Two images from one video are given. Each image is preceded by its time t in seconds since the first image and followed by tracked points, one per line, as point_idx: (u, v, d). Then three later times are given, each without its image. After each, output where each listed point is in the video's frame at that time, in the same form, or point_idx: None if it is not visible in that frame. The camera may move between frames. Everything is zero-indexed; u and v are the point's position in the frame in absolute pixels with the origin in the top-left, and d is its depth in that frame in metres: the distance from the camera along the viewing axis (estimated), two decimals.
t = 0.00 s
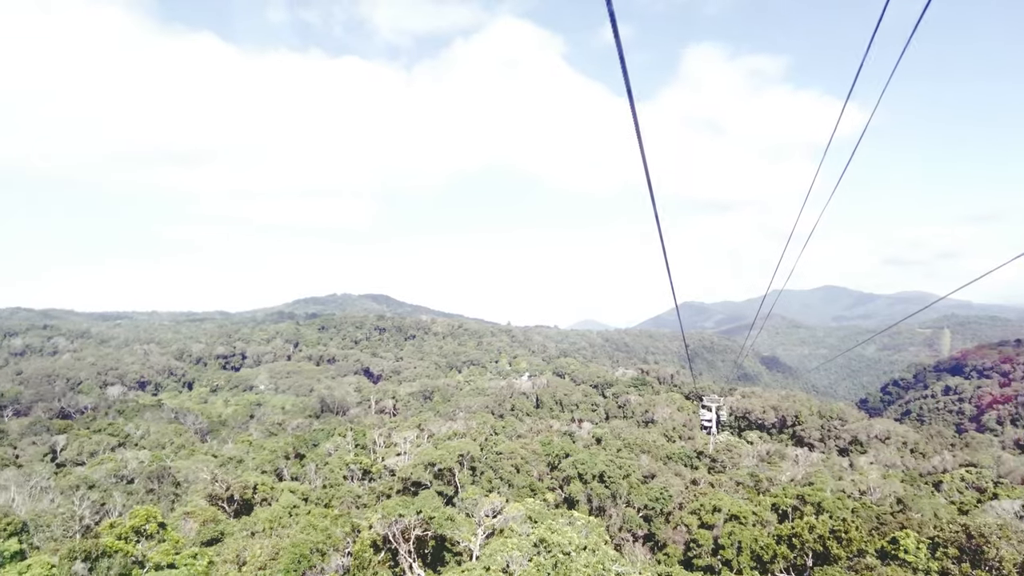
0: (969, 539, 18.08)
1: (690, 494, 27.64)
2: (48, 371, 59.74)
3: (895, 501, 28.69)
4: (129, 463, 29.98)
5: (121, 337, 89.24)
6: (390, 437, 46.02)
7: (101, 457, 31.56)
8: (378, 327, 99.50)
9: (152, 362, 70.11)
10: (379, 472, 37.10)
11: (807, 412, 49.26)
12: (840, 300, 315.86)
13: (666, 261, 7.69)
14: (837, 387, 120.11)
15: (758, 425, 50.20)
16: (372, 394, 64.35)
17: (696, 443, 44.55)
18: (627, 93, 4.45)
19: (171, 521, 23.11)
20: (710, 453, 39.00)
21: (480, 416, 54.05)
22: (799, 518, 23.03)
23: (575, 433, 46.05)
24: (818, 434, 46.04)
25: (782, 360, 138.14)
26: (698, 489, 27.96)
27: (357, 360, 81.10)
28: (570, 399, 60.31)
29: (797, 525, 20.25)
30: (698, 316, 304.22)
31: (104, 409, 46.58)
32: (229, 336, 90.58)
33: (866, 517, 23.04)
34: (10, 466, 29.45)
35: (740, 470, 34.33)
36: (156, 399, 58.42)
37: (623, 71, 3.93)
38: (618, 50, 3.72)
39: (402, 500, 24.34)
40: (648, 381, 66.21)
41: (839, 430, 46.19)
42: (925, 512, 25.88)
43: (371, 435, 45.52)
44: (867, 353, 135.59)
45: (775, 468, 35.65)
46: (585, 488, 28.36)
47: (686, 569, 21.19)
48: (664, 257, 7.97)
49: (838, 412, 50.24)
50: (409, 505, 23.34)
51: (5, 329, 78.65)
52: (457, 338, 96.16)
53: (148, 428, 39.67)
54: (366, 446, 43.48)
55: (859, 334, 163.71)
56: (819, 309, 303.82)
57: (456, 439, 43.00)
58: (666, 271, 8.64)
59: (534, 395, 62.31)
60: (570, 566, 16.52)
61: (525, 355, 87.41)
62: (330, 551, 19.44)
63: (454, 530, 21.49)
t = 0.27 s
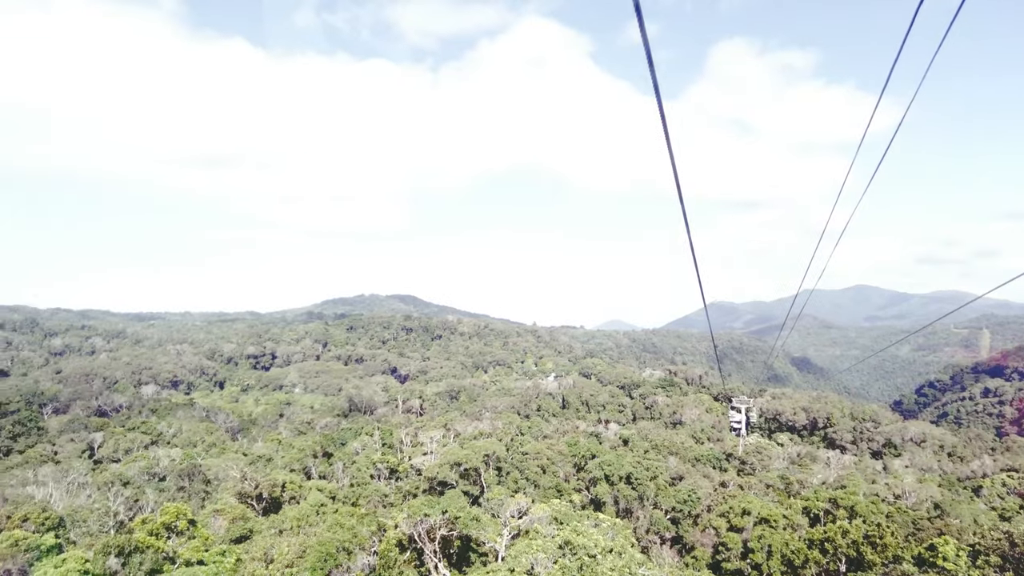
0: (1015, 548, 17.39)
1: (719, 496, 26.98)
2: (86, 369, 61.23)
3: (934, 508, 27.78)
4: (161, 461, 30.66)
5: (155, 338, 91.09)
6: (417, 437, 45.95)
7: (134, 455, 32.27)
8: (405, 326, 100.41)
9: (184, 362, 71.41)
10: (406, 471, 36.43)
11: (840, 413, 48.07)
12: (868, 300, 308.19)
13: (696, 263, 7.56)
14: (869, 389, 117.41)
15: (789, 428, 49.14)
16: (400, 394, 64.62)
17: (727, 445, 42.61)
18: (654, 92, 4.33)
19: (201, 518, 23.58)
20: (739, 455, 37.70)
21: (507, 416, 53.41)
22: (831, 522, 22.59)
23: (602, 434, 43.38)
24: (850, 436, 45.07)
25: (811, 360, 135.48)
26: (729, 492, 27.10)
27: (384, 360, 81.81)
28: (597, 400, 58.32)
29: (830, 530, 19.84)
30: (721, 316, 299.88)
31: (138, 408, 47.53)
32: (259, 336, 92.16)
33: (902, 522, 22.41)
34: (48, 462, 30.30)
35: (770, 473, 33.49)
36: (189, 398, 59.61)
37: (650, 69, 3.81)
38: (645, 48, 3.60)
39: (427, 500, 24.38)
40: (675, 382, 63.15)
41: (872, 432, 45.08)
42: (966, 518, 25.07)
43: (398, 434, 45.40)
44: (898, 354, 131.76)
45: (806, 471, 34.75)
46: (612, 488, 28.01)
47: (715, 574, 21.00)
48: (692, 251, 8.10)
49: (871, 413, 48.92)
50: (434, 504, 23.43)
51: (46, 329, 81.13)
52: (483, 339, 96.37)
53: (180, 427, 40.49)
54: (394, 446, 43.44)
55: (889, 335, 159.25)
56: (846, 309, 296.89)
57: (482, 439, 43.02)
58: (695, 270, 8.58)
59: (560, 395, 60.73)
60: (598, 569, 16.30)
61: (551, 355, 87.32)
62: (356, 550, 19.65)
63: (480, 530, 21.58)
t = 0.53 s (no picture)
0: None
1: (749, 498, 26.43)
2: (122, 369, 62.76)
3: (974, 514, 26.85)
4: (193, 459, 31.33)
5: (189, 338, 93.19)
6: (443, 437, 44.97)
7: (167, 453, 32.98)
8: (431, 327, 101.22)
9: (216, 362, 72.80)
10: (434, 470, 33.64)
11: (873, 415, 46.89)
12: (897, 300, 299.81)
13: (727, 260, 7.63)
14: (902, 391, 114.26)
15: (820, 430, 48.47)
16: (427, 394, 64.46)
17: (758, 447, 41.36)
18: (682, 89, 4.46)
19: (230, 516, 24.03)
20: (769, 457, 36.87)
21: (534, 416, 51.20)
22: (865, 527, 22.04)
23: (630, 436, 42.02)
24: (884, 438, 43.90)
25: (842, 360, 132.45)
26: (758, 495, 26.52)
27: (411, 360, 82.34)
28: (625, 400, 56.49)
29: (864, 535, 19.30)
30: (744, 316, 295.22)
31: (171, 407, 48.46)
32: (289, 336, 93.95)
33: (941, 528, 21.73)
34: (85, 459, 31.09)
35: (802, 475, 32.65)
36: (220, 397, 60.89)
37: (678, 65, 3.93)
38: (673, 45, 3.74)
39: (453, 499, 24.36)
40: (704, 383, 60.91)
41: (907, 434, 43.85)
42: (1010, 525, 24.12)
43: (424, 433, 44.38)
44: (934, 355, 128.01)
45: (839, 474, 33.75)
46: (639, 490, 27.60)
47: None
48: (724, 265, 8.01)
49: (907, 416, 47.48)
50: (459, 504, 23.40)
51: (86, 330, 83.78)
52: (509, 339, 96.59)
53: (211, 426, 41.29)
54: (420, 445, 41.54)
55: (924, 335, 154.42)
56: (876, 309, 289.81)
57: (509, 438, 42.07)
58: (725, 269, 8.68)
59: (587, 396, 58.76)
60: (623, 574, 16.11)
61: (577, 355, 87.07)
62: (382, 550, 19.76)
63: (505, 531, 21.55)
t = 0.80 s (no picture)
0: None
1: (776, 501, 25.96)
2: (152, 368, 64.01)
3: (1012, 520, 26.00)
4: (220, 457, 31.93)
5: (217, 338, 94.75)
6: (466, 437, 43.92)
7: (195, 451, 33.63)
8: (454, 327, 101.62)
9: (243, 362, 73.92)
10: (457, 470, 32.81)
11: (904, 416, 45.79)
12: (925, 300, 292.48)
13: (750, 248, 7.56)
14: (934, 392, 111.35)
15: (849, 431, 47.69)
16: (450, 394, 63.77)
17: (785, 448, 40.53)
18: (703, 69, 4.52)
19: (255, 514, 24.35)
20: (796, 458, 36.19)
21: (558, 416, 49.67)
22: (896, 531, 21.54)
23: (654, 437, 41.67)
24: (915, 440, 42.85)
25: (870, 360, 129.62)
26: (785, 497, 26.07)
27: (435, 360, 82.57)
28: (649, 401, 55.83)
29: (896, 540, 18.84)
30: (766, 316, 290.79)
31: (199, 405, 49.22)
32: (315, 336, 95.12)
33: (976, 533, 21.11)
34: (116, 456, 31.78)
35: (830, 477, 31.97)
36: (248, 396, 61.90)
37: (700, 47, 3.98)
38: (695, 26, 3.75)
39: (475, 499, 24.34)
40: (730, 383, 60.05)
41: (940, 436, 42.74)
42: None
43: (447, 432, 42.84)
44: (968, 356, 124.57)
45: (869, 476, 32.90)
46: (663, 491, 27.17)
47: None
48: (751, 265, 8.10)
49: (940, 417, 46.22)
50: (481, 503, 23.36)
51: (118, 330, 85.82)
52: (532, 339, 96.37)
53: (238, 424, 42.02)
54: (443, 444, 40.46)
55: (955, 336, 150.25)
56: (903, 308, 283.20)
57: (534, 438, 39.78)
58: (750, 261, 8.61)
59: (611, 396, 57.94)
60: None
61: (600, 355, 86.47)
62: (404, 548, 19.89)
63: (528, 531, 21.23)
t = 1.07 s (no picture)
0: None
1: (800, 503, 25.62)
2: (178, 368, 65.08)
3: None
4: (243, 455, 32.42)
5: (241, 338, 96.14)
6: (485, 435, 42.79)
7: (218, 449, 34.11)
8: (474, 327, 101.88)
9: (266, 361, 74.84)
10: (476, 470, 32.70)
11: (932, 418, 44.78)
12: (950, 300, 285.68)
13: (773, 247, 7.33)
14: (964, 394, 108.62)
15: (875, 432, 46.93)
16: (470, 393, 62.96)
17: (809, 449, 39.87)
18: (723, 62, 4.35)
19: (275, 512, 24.60)
20: (820, 459, 35.62)
21: (578, 416, 48.98)
22: (925, 535, 21.09)
23: (675, 438, 41.32)
24: (944, 442, 41.88)
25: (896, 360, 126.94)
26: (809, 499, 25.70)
27: (455, 360, 82.69)
28: (671, 402, 55.25)
29: (925, 544, 18.42)
30: (785, 316, 286.55)
31: (223, 404, 49.78)
32: (337, 336, 95.95)
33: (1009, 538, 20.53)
34: (141, 454, 32.40)
35: (855, 480, 31.39)
36: (271, 395, 62.63)
37: (721, 39, 3.80)
38: (716, 18, 3.58)
39: (494, 499, 24.33)
40: (753, 384, 59.43)
41: (970, 437, 41.68)
42: None
43: (467, 432, 42.05)
44: (999, 357, 121.38)
45: (896, 479, 32.19)
46: (685, 492, 26.95)
47: None
48: (773, 261, 8.04)
49: (969, 419, 45.11)
50: (500, 504, 23.33)
51: (144, 330, 87.50)
52: (552, 339, 96.01)
53: (261, 423, 42.60)
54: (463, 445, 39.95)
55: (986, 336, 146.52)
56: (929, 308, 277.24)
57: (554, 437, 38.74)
58: (773, 262, 8.38)
59: (631, 396, 57.43)
60: None
61: (621, 355, 85.83)
62: (423, 548, 20.00)
63: (546, 532, 21.30)
